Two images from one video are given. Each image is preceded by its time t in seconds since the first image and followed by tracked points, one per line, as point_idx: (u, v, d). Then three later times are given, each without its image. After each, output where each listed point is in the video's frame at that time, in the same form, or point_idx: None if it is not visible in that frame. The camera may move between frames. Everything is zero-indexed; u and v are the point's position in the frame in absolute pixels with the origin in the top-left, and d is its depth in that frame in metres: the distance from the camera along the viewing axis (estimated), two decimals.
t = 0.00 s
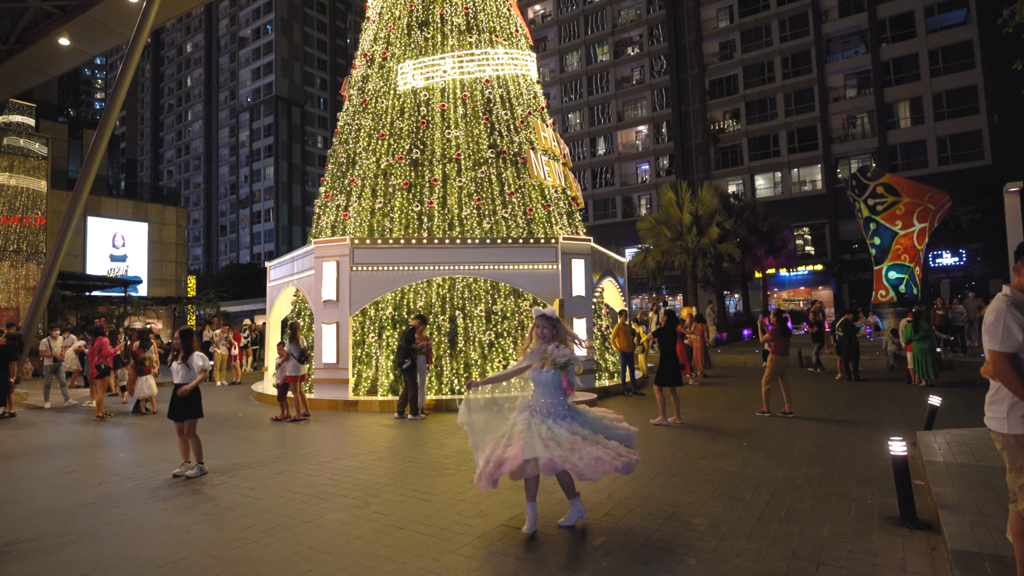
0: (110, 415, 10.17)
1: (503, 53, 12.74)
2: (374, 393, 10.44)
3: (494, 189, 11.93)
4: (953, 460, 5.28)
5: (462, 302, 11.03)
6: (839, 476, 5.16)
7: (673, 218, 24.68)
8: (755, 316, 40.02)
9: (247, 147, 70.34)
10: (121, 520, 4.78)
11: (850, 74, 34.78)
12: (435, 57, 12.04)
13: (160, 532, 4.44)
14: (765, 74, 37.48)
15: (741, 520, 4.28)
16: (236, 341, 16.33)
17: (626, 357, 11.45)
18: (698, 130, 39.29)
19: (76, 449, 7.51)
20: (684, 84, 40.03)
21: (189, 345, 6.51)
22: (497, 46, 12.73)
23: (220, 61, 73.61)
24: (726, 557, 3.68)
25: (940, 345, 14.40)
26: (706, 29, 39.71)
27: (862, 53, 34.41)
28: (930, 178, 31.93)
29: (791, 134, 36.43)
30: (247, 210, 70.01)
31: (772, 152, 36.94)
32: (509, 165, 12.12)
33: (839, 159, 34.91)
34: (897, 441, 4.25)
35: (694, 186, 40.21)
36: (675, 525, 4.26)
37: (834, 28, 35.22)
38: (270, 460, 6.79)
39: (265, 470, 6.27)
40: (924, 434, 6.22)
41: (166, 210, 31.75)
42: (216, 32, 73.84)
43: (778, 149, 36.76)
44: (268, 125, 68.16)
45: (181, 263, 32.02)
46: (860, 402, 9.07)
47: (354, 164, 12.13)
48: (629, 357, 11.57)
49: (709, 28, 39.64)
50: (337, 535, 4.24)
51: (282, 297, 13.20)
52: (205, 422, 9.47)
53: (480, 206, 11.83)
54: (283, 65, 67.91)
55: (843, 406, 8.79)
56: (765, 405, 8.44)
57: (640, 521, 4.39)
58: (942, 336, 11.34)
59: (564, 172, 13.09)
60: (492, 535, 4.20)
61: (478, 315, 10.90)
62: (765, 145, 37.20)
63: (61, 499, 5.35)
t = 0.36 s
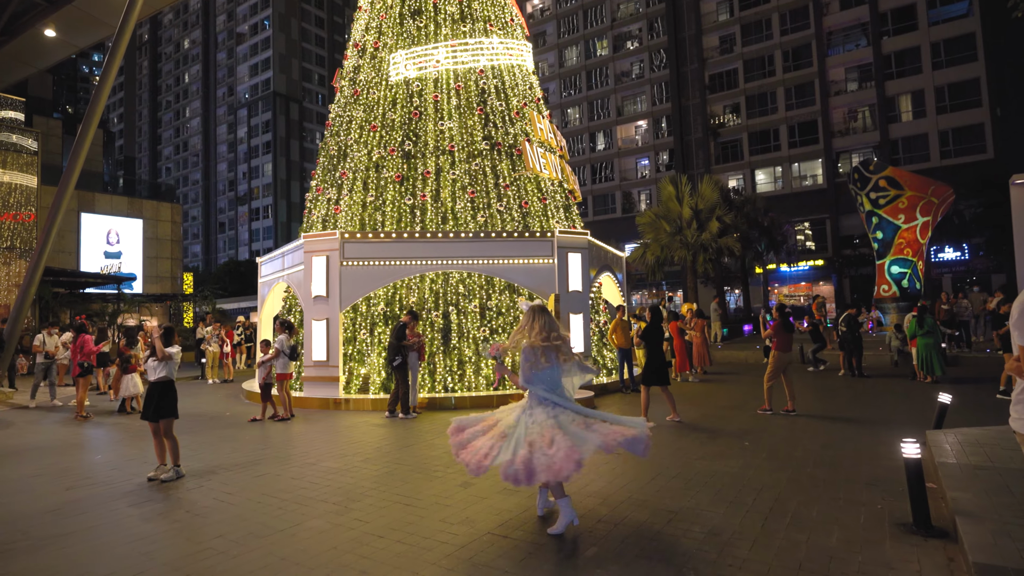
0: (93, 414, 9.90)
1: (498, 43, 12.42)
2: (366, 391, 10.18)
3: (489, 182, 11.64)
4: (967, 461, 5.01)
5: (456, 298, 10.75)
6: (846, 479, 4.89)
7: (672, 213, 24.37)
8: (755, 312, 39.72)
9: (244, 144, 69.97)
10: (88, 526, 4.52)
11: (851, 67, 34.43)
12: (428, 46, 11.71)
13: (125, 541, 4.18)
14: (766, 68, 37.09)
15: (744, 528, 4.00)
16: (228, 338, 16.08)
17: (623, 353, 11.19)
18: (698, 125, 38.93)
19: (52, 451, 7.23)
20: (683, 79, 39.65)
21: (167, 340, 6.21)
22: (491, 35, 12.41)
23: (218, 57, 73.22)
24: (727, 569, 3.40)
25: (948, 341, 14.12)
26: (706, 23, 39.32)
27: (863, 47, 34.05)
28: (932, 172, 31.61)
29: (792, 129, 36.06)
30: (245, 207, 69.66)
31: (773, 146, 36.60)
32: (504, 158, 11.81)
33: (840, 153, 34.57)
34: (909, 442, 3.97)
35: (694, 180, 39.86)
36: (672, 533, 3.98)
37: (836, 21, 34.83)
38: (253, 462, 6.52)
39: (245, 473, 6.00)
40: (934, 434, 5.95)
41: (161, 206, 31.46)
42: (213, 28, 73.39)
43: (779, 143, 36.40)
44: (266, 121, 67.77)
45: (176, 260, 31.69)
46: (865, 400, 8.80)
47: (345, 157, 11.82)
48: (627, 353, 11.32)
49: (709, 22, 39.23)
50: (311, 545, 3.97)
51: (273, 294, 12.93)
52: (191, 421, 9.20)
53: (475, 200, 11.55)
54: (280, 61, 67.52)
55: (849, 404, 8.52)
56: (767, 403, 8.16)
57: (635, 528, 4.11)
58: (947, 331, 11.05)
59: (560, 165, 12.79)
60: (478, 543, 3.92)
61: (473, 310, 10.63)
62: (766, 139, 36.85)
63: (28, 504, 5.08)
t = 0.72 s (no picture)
0: (89, 411, 9.75)
1: (502, 33, 12.17)
2: (366, 388, 9.98)
3: (492, 175, 11.40)
4: (992, 470, 4.73)
5: (457, 294, 10.52)
6: (863, 487, 4.64)
7: (680, 208, 24.03)
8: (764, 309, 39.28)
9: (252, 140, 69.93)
10: (67, 530, 4.33)
11: (863, 62, 33.84)
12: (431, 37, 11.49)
13: (102, 547, 3.98)
14: (776, 62, 36.56)
15: (755, 542, 3.72)
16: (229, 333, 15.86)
17: (628, 352, 10.97)
18: (707, 121, 38.46)
19: (42, 449, 7.04)
20: (692, 74, 39.17)
21: (157, 336, 6.06)
22: (495, 26, 12.16)
23: (225, 52, 73.19)
24: None
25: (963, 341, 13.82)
26: (716, 17, 38.80)
27: (876, 41, 33.47)
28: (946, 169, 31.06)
29: (802, 124, 35.55)
30: (252, 203, 69.68)
31: (782, 142, 36.07)
32: (508, 151, 11.56)
33: (850, 149, 34.05)
34: (933, 451, 3.69)
35: (702, 177, 39.39)
36: (678, 546, 3.73)
37: (848, 14, 34.24)
38: (244, 462, 6.32)
39: (236, 473, 5.80)
40: (956, 440, 5.65)
41: (166, 200, 31.43)
42: (221, 23, 73.33)
43: (788, 139, 35.88)
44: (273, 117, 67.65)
45: (181, 255, 31.60)
46: (879, 402, 8.51)
47: (346, 149, 11.60)
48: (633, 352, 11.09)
49: (718, 16, 38.70)
50: (297, 553, 3.76)
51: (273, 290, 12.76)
52: (187, 417, 9.03)
53: (478, 194, 11.32)
54: (288, 57, 67.48)
55: (862, 405, 8.24)
56: (777, 404, 7.89)
57: (639, 540, 3.86)
58: (963, 330, 10.71)
59: (565, 159, 12.53)
60: (472, 553, 3.70)
61: (474, 306, 10.40)
62: (775, 135, 36.33)
63: (11, 505, 4.90)
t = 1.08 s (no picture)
0: (83, 404, 9.57)
1: (505, 21, 11.91)
2: (364, 382, 9.79)
3: (493, 166, 11.15)
4: (1014, 473, 4.50)
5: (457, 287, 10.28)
6: (879, 491, 4.40)
7: (685, 202, 23.73)
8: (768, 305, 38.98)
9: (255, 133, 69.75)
10: (46, 530, 4.14)
11: (871, 56, 33.37)
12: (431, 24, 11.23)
13: (79, 549, 3.79)
14: (783, 56, 36.10)
15: (767, 551, 3.50)
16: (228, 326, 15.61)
17: (632, 347, 10.72)
18: (713, 115, 38.05)
19: (30, 443, 6.88)
20: (698, 68, 38.75)
21: (152, 331, 5.83)
22: (497, 13, 11.87)
23: (229, 45, 72.90)
24: None
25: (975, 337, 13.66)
26: (722, 10, 38.33)
27: (885, 34, 32.99)
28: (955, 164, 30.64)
29: (809, 119, 35.11)
30: (255, 196, 69.56)
31: (789, 136, 35.65)
32: (510, 141, 11.30)
33: (858, 144, 33.62)
34: (957, 455, 3.45)
35: (707, 171, 39.01)
36: (684, 553, 3.50)
37: (857, 7, 33.73)
38: (235, 459, 6.11)
39: (227, 471, 5.61)
40: (973, 440, 5.42)
41: (168, 192, 31.31)
42: (225, 16, 73.03)
43: (795, 134, 35.46)
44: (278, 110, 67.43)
45: (181, 248, 31.47)
46: (890, 401, 8.27)
47: (345, 139, 11.36)
48: (636, 347, 10.85)
49: (725, 8, 38.25)
50: (281, 557, 3.56)
51: (271, 282, 12.56)
52: (181, 411, 8.85)
53: (480, 186, 11.08)
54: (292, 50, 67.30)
55: (874, 404, 7.99)
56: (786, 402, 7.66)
57: (643, 546, 3.63)
58: (976, 327, 10.45)
59: (569, 151, 12.28)
60: (465, 560, 3.48)
61: (474, 299, 10.17)
62: (782, 129, 35.90)
63: None
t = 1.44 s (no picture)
0: (68, 405, 9.43)
1: (500, 12, 11.69)
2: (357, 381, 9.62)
3: (489, 160, 10.93)
4: None
5: (451, 284, 10.09)
6: (885, 494, 4.23)
7: (684, 196, 23.53)
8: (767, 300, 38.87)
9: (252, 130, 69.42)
10: (18, 541, 3.98)
11: (871, 49, 33.11)
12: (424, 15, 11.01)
13: (50, 561, 3.62)
14: (782, 49, 35.82)
15: (769, 559, 3.32)
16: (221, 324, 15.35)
17: (629, 344, 10.56)
18: (712, 110, 37.81)
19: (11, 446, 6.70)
20: (697, 62, 38.49)
21: (139, 330, 5.61)
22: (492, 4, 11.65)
23: (225, 41, 72.42)
24: None
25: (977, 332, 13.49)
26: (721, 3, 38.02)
27: (884, 27, 32.73)
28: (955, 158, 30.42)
29: (808, 113, 34.88)
30: (253, 193, 69.28)
31: (788, 131, 35.43)
32: (505, 135, 11.10)
33: (857, 138, 33.40)
34: (969, 456, 3.28)
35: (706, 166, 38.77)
36: (681, 561, 3.34)
37: None
38: (221, 463, 5.94)
39: (212, 475, 5.45)
40: (981, 438, 5.24)
41: (163, 190, 31.10)
42: (221, 12, 72.51)
43: (794, 128, 35.23)
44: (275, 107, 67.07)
45: (178, 245, 31.30)
46: (893, 397, 8.11)
47: (337, 133, 11.14)
48: (634, 344, 10.68)
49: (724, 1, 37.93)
50: (259, 569, 3.39)
51: (263, 280, 12.37)
52: (171, 412, 8.68)
53: (475, 181, 10.88)
54: (288, 46, 66.91)
55: (876, 401, 7.83)
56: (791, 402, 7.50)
57: (639, 553, 3.46)
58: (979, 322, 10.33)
59: (565, 144, 12.10)
60: (453, 570, 3.32)
61: (469, 296, 9.98)
62: (781, 124, 35.67)
63: None
